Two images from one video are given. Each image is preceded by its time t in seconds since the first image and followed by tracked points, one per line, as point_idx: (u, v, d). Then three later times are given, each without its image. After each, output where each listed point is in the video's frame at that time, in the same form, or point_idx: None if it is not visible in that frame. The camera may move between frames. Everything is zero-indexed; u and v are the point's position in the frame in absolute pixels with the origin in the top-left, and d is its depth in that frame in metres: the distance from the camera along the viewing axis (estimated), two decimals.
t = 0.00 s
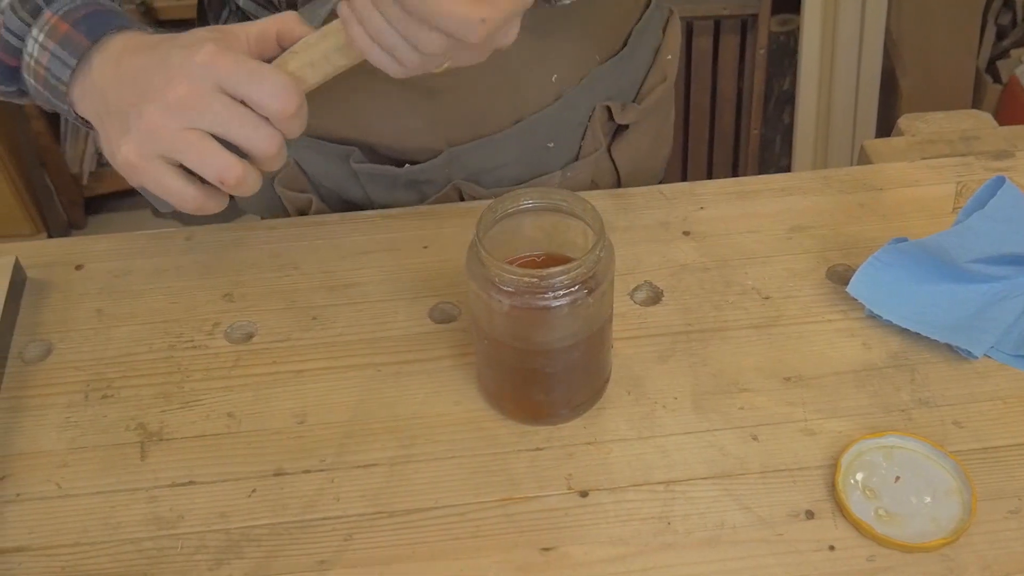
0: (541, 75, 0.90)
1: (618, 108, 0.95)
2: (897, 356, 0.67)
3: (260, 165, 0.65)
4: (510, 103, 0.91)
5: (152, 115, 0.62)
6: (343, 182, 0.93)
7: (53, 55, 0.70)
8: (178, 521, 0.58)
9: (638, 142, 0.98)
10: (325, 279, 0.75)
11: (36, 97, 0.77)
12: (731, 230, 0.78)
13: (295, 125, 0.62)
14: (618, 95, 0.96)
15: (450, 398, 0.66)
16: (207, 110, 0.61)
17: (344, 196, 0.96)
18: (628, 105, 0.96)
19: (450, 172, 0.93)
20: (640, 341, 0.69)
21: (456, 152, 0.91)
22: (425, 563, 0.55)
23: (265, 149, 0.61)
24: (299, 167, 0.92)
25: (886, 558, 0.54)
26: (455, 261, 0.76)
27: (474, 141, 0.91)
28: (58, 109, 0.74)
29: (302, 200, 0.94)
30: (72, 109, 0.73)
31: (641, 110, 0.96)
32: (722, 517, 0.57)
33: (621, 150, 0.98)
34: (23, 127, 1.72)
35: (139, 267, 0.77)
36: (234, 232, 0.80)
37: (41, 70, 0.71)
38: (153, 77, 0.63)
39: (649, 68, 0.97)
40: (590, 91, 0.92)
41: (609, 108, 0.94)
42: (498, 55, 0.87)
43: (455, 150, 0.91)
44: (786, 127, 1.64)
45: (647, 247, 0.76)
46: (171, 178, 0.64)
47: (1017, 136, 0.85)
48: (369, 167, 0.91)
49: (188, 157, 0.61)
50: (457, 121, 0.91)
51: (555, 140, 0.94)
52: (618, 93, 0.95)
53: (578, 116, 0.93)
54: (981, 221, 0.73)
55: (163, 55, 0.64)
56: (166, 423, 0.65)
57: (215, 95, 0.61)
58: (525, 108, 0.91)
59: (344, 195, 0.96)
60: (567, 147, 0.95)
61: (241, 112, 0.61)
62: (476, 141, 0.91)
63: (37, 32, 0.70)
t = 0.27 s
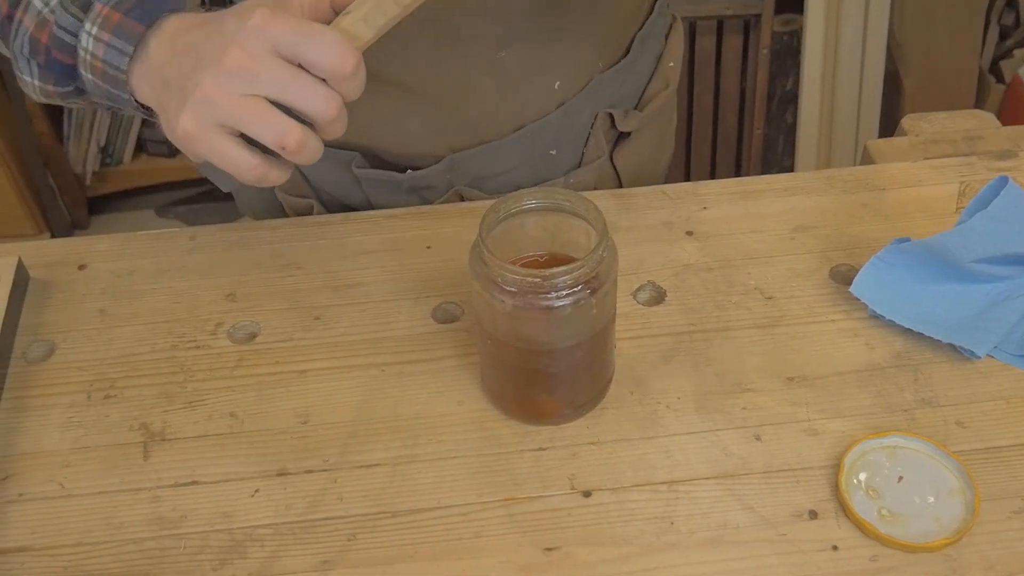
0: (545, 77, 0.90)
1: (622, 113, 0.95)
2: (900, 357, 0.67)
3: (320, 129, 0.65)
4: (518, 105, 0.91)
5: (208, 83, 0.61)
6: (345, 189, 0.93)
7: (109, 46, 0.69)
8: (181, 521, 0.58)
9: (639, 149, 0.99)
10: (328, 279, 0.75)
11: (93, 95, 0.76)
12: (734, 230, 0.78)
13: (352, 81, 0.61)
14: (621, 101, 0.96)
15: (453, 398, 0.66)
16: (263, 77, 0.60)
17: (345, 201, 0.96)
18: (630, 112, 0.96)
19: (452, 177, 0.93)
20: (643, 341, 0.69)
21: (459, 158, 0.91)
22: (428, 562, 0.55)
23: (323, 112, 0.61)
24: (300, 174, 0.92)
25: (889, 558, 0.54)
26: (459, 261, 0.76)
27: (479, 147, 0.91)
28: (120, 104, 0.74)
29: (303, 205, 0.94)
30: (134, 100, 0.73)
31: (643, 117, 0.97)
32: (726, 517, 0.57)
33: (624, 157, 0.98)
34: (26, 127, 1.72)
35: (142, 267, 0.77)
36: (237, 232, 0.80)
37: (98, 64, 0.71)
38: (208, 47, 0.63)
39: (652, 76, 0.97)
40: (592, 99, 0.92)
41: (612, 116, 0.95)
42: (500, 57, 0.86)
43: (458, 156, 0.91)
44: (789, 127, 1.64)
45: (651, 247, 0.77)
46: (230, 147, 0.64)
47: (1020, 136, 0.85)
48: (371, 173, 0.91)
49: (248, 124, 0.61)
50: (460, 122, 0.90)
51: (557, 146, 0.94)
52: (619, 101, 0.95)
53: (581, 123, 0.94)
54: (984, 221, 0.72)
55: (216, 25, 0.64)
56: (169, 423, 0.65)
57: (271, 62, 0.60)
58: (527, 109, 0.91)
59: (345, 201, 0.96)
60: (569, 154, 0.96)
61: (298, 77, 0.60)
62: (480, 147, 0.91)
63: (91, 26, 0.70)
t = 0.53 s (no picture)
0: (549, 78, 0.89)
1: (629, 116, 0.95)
2: (903, 357, 0.67)
3: (312, 140, 0.65)
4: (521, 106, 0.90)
5: (213, 72, 0.61)
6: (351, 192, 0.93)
7: (111, 34, 0.70)
8: (184, 521, 0.58)
9: (647, 151, 0.99)
10: (331, 279, 0.75)
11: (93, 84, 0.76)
12: (737, 230, 0.78)
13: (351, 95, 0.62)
14: (629, 103, 0.96)
15: (456, 398, 0.66)
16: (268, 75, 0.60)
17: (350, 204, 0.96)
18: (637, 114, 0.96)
19: (458, 180, 0.93)
20: (646, 341, 0.69)
21: (466, 161, 0.92)
22: (431, 563, 0.55)
23: (319, 120, 0.61)
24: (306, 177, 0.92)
25: (892, 558, 0.54)
26: (463, 262, 0.76)
27: (487, 150, 0.92)
28: (118, 94, 0.74)
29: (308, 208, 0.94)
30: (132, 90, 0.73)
31: (651, 120, 0.96)
32: (728, 517, 0.57)
33: (631, 159, 0.98)
34: (29, 127, 1.72)
35: (145, 266, 0.77)
36: (240, 232, 0.80)
37: (99, 51, 0.71)
38: (219, 39, 0.63)
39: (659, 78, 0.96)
40: (602, 101, 0.92)
41: (619, 119, 0.95)
42: (502, 57, 0.86)
43: (464, 159, 0.92)
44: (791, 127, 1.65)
45: (654, 247, 0.77)
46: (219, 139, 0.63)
47: None
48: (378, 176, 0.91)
49: (242, 119, 0.61)
50: (463, 123, 0.90)
51: (566, 150, 0.94)
52: (627, 103, 0.95)
53: (587, 126, 0.93)
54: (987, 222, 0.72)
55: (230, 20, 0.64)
56: (172, 423, 0.65)
57: (276, 61, 0.60)
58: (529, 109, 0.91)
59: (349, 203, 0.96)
60: (577, 155, 0.96)
61: (302, 81, 0.61)
62: (488, 150, 0.92)
63: (94, 14, 0.71)
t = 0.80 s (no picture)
0: (551, 79, 0.89)
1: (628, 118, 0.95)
2: (906, 357, 0.67)
3: (319, 143, 0.65)
4: (524, 106, 0.90)
5: (224, 74, 0.61)
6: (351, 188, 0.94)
7: (138, 31, 0.70)
8: (187, 521, 0.58)
9: (643, 154, 0.99)
10: (334, 279, 0.75)
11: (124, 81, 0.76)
12: (740, 230, 0.78)
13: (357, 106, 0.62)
14: (628, 106, 0.96)
15: (459, 398, 0.66)
16: (278, 79, 0.60)
17: (350, 200, 0.96)
18: (635, 117, 0.96)
19: (458, 179, 0.93)
20: (649, 341, 0.69)
21: (465, 160, 0.92)
22: (434, 562, 0.55)
23: (327, 127, 0.62)
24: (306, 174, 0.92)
25: (895, 558, 0.54)
26: (466, 262, 0.76)
27: (486, 149, 0.91)
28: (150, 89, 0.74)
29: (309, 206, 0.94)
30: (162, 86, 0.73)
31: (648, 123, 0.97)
32: (731, 517, 0.57)
33: (630, 161, 0.98)
34: (31, 127, 1.72)
35: (149, 266, 0.77)
36: (243, 232, 0.80)
37: (128, 48, 0.71)
38: (231, 40, 0.63)
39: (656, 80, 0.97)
40: (601, 102, 0.93)
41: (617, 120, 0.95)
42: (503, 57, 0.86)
43: (463, 157, 0.92)
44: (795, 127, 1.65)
45: (657, 247, 0.77)
46: (229, 141, 0.64)
47: None
48: (377, 174, 0.91)
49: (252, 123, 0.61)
50: (466, 124, 0.90)
51: (562, 152, 0.94)
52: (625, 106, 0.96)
53: (586, 127, 0.93)
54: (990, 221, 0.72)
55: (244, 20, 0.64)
56: (175, 423, 0.65)
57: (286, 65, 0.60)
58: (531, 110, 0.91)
59: (350, 200, 0.96)
60: (575, 157, 0.96)
61: (314, 87, 0.61)
62: (487, 148, 0.92)
63: (120, 11, 0.71)
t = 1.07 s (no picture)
0: (553, 79, 0.89)
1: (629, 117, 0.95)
2: (909, 357, 0.67)
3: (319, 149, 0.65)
4: (526, 106, 0.90)
5: (231, 70, 0.61)
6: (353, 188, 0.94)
7: (141, 28, 0.70)
8: (190, 521, 0.58)
9: (645, 151, 0.99)
10: (337, 279, 0.75)
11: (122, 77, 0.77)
12: (743, 230, 0.78)
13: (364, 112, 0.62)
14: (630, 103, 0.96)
15: (462, 398, 0.66)
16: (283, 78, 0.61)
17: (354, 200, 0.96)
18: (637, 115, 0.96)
19: (460, 178, 0.93)
20: (653, 341, 0.69)
21: (467, 159, 0.92)
22: (437, 563, 0.55)
23: (329, 131, 0.62)
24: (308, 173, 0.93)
25: (898, 558, 0.54)
26: (469, 262, 0.76)
27: (486, 148, 0.91)
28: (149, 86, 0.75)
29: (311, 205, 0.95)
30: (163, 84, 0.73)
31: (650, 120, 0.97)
32: (735, 517, 0.57)
33: (631, 158, 0.99)
34: (33, 127, 1.72)
35: (152, 266, 0.77)
36: (246, 232, 0.80)
37: (129, 45, 0.71)
38: (243, 39, 0.64)
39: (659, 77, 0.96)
40: (601, 101, 0.92)
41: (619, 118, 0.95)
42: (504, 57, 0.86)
43: (465, 157, 0.91)
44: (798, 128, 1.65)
45: (660, 247, 0.77)
46: (228, 137, 0.63)
47: None
48: (379, 173, 0.91)
49: (253, 120, 0.61)
50: (468, 124, 0.90)
51: (565, 150, 0.94)
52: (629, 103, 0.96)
53: (587, 126, 0.93)
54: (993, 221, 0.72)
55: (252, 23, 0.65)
56: (178, 423, 0.65)
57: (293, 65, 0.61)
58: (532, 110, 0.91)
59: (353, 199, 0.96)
60: (577, 156, 0.96)
61: (318, 88, 0.61)
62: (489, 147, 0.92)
63: (123, 8, 0.71)
